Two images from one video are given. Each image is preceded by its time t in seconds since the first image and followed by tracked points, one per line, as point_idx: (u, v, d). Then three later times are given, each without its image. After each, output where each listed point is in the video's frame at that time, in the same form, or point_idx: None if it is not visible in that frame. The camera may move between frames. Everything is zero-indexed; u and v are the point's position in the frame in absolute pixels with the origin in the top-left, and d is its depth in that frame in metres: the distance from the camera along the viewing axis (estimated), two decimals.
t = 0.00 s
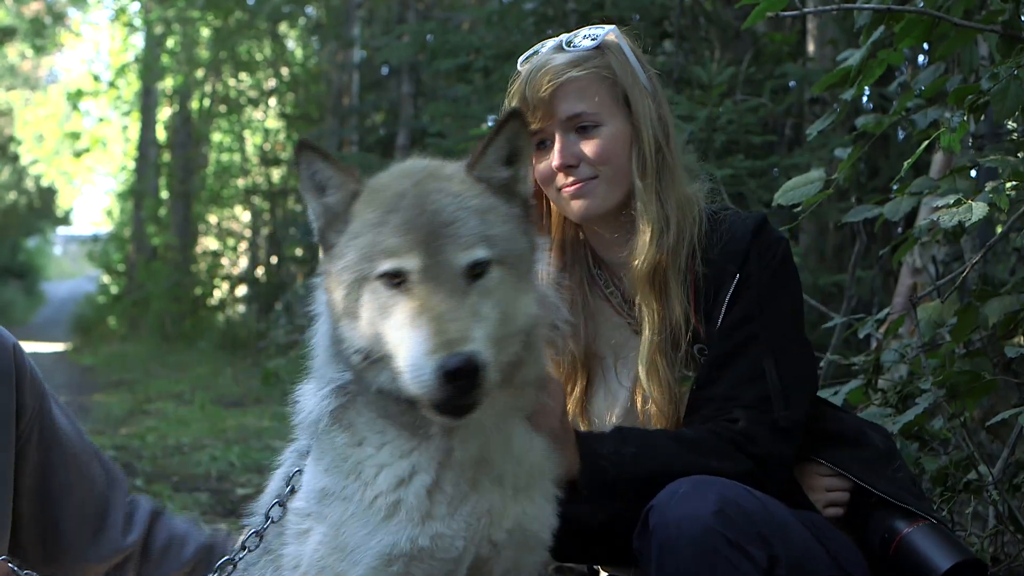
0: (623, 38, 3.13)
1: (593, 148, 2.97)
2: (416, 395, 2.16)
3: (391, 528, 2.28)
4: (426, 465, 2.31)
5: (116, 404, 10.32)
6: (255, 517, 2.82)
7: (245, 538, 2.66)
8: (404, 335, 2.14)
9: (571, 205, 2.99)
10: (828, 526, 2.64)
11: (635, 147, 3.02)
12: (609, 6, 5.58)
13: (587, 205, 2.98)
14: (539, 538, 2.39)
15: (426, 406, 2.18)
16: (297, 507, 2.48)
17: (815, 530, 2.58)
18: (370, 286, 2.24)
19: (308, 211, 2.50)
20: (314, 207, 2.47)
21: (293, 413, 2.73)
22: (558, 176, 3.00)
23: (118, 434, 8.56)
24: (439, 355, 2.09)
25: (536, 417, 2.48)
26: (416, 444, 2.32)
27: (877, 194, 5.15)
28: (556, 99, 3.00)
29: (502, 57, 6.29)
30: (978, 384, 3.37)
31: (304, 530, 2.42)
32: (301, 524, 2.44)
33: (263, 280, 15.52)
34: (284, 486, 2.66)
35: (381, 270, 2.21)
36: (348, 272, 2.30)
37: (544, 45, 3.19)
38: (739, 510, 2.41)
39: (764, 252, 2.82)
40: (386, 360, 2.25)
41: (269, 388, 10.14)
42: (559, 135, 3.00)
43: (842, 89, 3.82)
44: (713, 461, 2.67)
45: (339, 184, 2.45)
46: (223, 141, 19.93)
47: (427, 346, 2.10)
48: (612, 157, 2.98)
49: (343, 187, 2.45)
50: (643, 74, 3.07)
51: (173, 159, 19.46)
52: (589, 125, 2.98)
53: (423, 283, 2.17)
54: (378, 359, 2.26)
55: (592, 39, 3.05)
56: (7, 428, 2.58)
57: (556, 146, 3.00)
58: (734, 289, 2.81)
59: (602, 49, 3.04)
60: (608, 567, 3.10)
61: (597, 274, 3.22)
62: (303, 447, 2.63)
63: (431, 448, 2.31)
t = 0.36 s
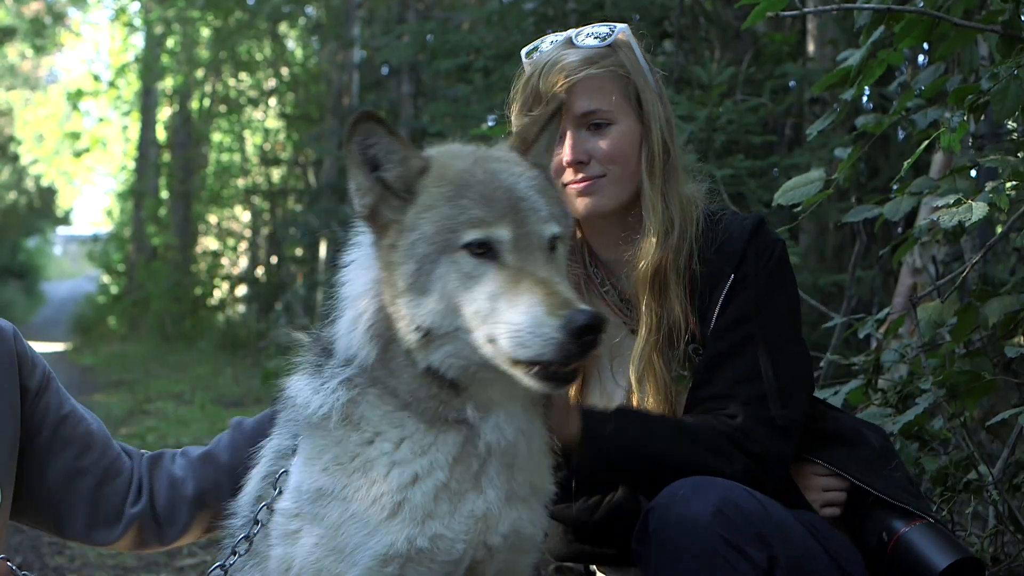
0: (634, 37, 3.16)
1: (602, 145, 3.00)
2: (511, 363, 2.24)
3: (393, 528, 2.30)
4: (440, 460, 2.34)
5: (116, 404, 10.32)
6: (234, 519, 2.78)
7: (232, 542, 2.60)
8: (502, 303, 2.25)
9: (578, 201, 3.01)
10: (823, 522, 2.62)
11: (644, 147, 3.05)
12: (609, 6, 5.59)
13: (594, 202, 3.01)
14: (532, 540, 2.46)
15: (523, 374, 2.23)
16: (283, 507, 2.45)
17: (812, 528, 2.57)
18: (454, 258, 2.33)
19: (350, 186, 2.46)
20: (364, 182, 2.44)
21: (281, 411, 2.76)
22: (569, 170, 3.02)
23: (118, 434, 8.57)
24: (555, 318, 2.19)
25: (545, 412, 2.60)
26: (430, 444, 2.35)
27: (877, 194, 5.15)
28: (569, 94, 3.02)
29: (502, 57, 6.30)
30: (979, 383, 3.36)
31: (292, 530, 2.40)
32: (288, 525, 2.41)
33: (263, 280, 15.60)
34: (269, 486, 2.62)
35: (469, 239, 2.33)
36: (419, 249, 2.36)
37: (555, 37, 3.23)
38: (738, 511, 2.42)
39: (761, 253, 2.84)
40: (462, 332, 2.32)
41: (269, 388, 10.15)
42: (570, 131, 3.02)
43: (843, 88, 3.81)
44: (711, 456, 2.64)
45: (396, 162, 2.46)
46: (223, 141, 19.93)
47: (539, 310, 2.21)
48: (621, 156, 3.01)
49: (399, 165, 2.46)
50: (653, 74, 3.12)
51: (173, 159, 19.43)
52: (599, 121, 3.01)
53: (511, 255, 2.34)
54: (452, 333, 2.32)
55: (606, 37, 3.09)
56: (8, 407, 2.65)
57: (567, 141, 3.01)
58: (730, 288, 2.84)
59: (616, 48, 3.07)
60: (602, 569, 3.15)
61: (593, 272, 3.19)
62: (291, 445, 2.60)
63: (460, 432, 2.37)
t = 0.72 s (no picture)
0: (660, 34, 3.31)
1: (626, 142, 3.14)
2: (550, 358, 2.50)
3: (392, 532, 2.46)
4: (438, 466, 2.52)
5: (115, 404, 10.31)
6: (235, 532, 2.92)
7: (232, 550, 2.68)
8: (544, 303, 2.55)
9: (594, 193, 3.13)
10: (821, 528, 2.62)
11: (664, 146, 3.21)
12: (609, 6, 5.59)
13: (611, 196, 3.13)
14: (534, 541, 2.64)
15: (567, 366, 2.49)
16: (278, 517, 2.59)
17: (808, 531, 2.57)
18: (494, 257, 2.63)
19: (377, 189, 2.68)
20: (390, 184, 2.68)
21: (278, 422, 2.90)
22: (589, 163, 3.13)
23: (118, 434, 8.55)
24: (606, 316, 2.47)
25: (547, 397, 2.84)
26: (427, 453, 2.53)
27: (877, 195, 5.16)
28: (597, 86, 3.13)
29: (502, 57, 6.30)
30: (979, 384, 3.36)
31: (289, 538, 2.54)
32: (285, 533, 2.55)
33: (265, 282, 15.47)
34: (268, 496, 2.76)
35: (511, 238, 2.65)
36: (454, 249, 2.64)
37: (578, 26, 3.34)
38: (744, 519, 2.44)
39: (765, 251, 2.95)
40: (494, 331, 2.57)
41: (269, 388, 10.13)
42: (596, 125, 3.15)
43: (842, 89, 3.81)
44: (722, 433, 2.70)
45: (424, 164, 2.73)
46: (223, 141, 19.91)
47: (588, 308, 2.51)
48: (642, 155, 3.16)
49: (426, 168, 2.73)
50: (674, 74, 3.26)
51: (172, 158, 19.37)
52: (625, 118, 3.15)
53: (553, 255, 2.66)
54: (484, 330, 2.57)
55: (637, 33, 3.20)
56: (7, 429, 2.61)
57: (590, 134, 3.14)
58: (735, 285, 2.94)
59: (646, 46, 3.19)
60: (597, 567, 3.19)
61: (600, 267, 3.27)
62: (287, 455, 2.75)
63: (462, 434, 2.57)
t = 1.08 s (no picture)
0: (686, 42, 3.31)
1: (648, 152, 3.14)
2: (571, 337, 2.54)
3: (395, 528, 2.45)
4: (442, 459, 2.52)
5: (115, 404, 10.31)
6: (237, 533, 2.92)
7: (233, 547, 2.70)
8: (566, 285, 2.58)
9: (609, 199, 3.16)
10: (823, 529, 2.63)
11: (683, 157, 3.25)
12: (609, 6, 5.59)
13: (628, 203, 3.16)
14: (535, 540, 2.62)
15: (587, 348, 2.52)
16: (281, 516, 2.60)
17: (808, 529, 2.58)
18: (510, 243, 2.64)
19: (396, 178, 2.68)
20: (411, 173, 2.67)
21: (282, 421, 2.91)
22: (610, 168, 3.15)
23: (117, 434, 8.55)
24: (624, 299, 2.53)
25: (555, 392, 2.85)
26: (432, 446, 2.53)
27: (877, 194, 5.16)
28: (626, 94, 3.11)
29: (502, 57, 6.29)
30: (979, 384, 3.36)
31: (291, 535, 2.55)
32: (287, 531, 2.56)
33: (263, 281, 15.51)
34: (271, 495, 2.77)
35: (527, 224, 2.67)
36: (474, 238, 2.64)
37: (602, 23, 3.34)
38: (751, 520, 2.44)
39: (766, 253, 2.94)
40: (511, 317, 2.57)
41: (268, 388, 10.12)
42: (617, 132, 3.15)
43: (843, 89, 3.80)
44: (709, 441, 2.75)
45: (448, 156, 2.70)
46: (223, 141, 19.91)
47: (605, 290, 2.56)
48: (663, 164, 3.16)
49: (448, 160, 2.70)
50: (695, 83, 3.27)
51: (172, 158, 19.38)
52: (647, 126, 3.15)
53: (569, 241, 2.69)
54: (500, 318, 2.57)
55: (665, 41, 3.19)
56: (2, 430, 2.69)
57: (612, 141, 3.15)
58: (736, 289, 2.94)
59: (672, 55, 3.19)
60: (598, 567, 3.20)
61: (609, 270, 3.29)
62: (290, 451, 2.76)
63: (462, 428, 2.57)
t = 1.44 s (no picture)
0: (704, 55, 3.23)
1: (665, 172, 3.08)
2: (627, 302, 2.49)
3: (407, 533, 2.40)
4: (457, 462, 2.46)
5: (116, 403, 10.31)
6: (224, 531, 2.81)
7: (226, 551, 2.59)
8: (610, 249, 2.51)
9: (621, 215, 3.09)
10: (821, 529, 2.63)
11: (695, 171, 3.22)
12: (609, 6, 5.59)
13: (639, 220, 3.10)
14: (541, 536, 2.53)
15: (653, 309, 2.51)
16: (279, 520, 2.49)
17: (808, 529, 2.58)
18: (557, 220, 2.55)
19: (432, 184, 2.52)
20: (448, 179, 2.52)
21: (275, 423, 2.80)
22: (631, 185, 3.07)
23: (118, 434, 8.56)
24: (684, 254, 2.54)
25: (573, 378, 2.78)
26: (447, 448, 2.46)
27: (877, 195, 5.16)
28: (649, 115, 3.01)
29: (502, 56, 6.30)
30: (979, 385, 3.35)
31: (293, 541, 2.45)
32: (287, 536, 2.46)
33: (263, 281, 15.51)
34: (264, 497, 2.66)
35: (570, 198, 2.58)
36: (528, 212, 2.55)
37: (619, 28, 3.21)
38: (749, 521, 2.43)
39: (768, 256, 2.94)
40: (564, 293, 2.49)
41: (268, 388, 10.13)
42: (634, 150, 3.06)
43: (843, 88, 3.80)
44: (705, 437, 2.69)
45: (476, 157, 2.55)
46: (223, 141, 19.90)
47: (665, 249, 2.53)
48: (676, 180, 3.11)
49: (476, 161, 2.55)
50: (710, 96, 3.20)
51: (172, 158, 19.39)
52: (665, 145, 3.08)
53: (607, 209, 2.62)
54: (550, 295, 2.49)
55: (686, 57, 3.11)
56: None
57: (628, 157, 3.06)
58: (734, 292, 2.91)
59: (693, 72, 3.12)
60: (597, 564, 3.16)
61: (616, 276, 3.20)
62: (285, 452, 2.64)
63: (479, 425, 2.51)
